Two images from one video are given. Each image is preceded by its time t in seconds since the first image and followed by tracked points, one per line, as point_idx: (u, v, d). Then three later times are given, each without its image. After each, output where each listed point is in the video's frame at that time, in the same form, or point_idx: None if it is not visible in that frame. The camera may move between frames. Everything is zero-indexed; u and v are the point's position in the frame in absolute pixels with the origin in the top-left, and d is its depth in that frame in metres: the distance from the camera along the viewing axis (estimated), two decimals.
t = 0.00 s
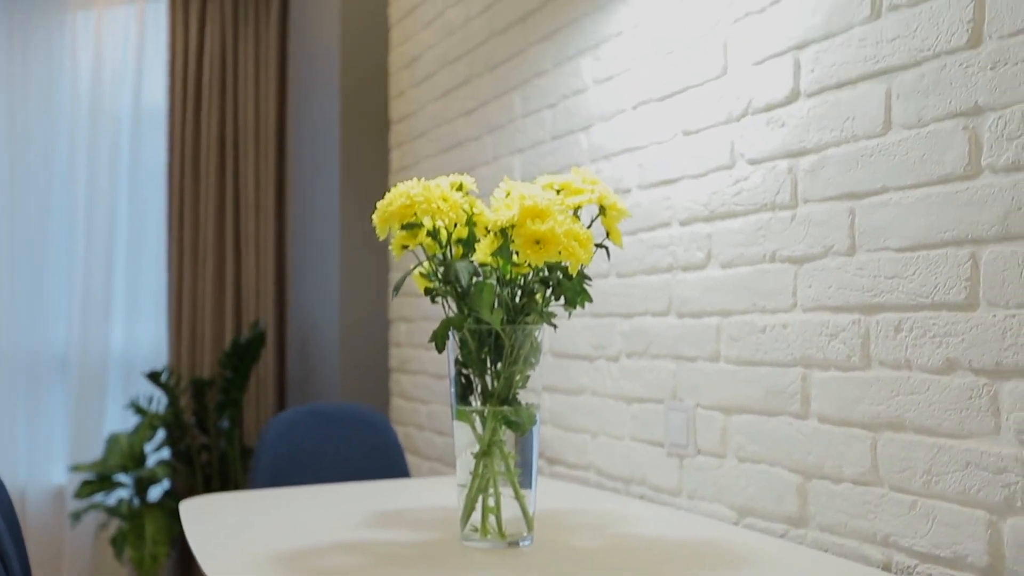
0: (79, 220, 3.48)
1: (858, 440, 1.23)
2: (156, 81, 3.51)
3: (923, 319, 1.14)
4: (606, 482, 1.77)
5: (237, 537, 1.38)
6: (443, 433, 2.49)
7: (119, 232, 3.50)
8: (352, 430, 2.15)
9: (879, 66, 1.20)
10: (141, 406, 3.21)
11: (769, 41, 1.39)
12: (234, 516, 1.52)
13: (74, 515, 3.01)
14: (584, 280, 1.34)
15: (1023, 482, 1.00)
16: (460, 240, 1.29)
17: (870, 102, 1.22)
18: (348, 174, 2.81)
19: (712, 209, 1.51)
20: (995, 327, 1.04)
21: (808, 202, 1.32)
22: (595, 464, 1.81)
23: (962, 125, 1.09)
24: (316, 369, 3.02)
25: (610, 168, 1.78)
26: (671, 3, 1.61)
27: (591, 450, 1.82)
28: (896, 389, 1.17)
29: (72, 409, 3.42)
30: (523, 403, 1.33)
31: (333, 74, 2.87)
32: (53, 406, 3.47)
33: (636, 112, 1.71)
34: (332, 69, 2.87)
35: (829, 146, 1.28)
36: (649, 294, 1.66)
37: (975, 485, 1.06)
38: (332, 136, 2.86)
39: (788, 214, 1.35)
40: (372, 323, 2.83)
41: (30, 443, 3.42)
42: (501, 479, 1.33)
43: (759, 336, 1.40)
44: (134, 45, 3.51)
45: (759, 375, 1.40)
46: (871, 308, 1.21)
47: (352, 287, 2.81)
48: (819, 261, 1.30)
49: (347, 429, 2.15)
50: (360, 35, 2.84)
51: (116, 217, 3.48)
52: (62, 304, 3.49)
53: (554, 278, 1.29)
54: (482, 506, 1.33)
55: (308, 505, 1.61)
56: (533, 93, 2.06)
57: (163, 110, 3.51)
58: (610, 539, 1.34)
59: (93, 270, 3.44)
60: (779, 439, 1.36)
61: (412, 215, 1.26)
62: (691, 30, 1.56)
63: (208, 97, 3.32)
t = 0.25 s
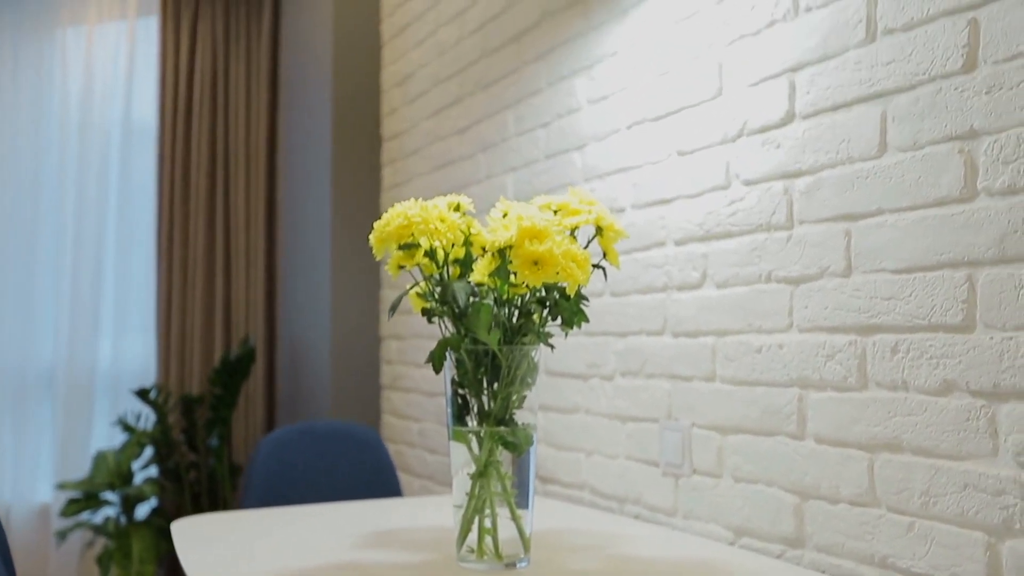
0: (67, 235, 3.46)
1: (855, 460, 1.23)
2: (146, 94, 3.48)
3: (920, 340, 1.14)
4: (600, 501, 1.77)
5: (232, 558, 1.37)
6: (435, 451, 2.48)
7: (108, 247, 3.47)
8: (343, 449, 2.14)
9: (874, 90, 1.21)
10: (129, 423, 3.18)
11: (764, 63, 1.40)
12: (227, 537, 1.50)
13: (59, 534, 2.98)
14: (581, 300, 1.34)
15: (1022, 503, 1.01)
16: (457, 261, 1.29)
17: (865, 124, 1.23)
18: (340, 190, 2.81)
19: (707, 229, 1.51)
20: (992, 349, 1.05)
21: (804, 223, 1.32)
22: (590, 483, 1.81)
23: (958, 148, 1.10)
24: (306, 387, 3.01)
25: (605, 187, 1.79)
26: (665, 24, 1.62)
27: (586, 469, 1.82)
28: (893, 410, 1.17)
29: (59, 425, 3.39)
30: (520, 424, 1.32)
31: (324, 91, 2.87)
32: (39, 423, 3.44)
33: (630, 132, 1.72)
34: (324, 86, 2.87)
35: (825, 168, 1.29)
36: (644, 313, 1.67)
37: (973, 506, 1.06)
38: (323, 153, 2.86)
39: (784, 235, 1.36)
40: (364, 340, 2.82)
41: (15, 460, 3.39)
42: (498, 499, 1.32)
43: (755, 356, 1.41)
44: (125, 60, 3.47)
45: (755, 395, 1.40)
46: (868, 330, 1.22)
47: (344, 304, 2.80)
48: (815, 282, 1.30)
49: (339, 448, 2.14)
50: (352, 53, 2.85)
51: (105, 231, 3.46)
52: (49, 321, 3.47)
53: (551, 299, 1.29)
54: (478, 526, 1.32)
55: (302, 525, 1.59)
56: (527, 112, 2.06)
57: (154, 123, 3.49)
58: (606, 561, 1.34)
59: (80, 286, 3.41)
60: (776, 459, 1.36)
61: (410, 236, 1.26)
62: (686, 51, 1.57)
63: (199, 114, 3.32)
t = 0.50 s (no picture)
0: (53, 254, 3.44)
1: (854, 485, 1.23)
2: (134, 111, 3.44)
3: (918, 366, 1.15)
4: (595, 524, 1.76)
5: None
6: (426, 472, 2.46)
7: (96, 266, 3.44)
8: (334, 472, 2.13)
9: (870, 116, 1.23)
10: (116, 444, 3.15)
11: (760, 89, 1.41)
12: (219, 563, 1.49)
13: (44, 557, 2.94)
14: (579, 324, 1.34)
15: (1022, 530, 1.01)
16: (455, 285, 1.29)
17: (861, 151, 1.24)
18: (330, 210, 2.80)
19: (702, 253, 1.52)
20: (990, 376, 1.06)
21: (800, 248, 1.33)
22: (584, 506, 1.80)
23: (954, 176, 1.11)
24: (295, 407, 2.99)
25: (599, 210, 1.79)
26: (660, 49, 1.63)
27: (580, 492, 1.81)
28: (891, 435, 1.18)
29: (43, 445, 3.36)
30: (518, 449, 1.32)
31: (315, 111, 2.87)
32: (24, 443, 3.41)
33: (625, 155, 1.72)
34: (314, 106, 2.87)
35: (821, 194, 1.30)
36: (639, 336, 1.67)
37: (973, 532, 1.07)
38: (314, 172, 2.86)
39: (780, 259, 1.37)
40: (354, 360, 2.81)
41: None
42: (495, 525, 1.31)
43: (752, 380, 1.41)
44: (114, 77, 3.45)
45: (752, 419, 1.41)
46: (865, 355, 1.22)
47: (335, 324, 2.78)
48: (812, 307, 1.31)
49: (330, 470, 2.13)
50: (343, 73, 2.85)
51: (92, 250, 3.43)
52: (34, 341, 3.44)
53: (549, 323, 1.29)
54: (475, 552, 1.31)
55: (295, 550, 1.58)
56: (520, 134, 2.07)
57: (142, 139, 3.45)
58: None
59: (67, 304, 3.39)
60: (773, 483, 1.36)
61: (408, 260, 1.26)
62: (681, 76, 1.58)
63: (188, 133, 3.31)
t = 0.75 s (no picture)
0: (41, 271, 3.43)
1: (853, 508, 1.23)
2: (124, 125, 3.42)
3: (917, 389, 1.15)
4: (591, 545, 1.76)
5: None
6: (418, 491, 2.45)
7: (85, 283, 3.41)
8: (328, 492, 2.12)
9: (868, 141, 1.23)
10: (105, 463, 3.12)
11: (757, 112, 1.42)
12: None
13: None
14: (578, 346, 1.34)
15: (1023, 554, 1.01)
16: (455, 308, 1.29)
17: (860, 175, 1.24)
18: (323, 228, 2.79)
19: (700, 275, 1.52)
20: (991, 400, 1.06)
21: (798, 270, 1.34)
22: (580, 527, 1.79)
23: (953, 201, 1.12)
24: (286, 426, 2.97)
25: (595, 231, 1.80)
26: (656, 71, 1.64)
27: (576, 512, 1.81)
28: (891, 458, 1.18)
29: (31, 464, 3.33)
30: (518, 472, 1.31)
31: (307, 129, 2.87)
32: (11, 461, 3.38)
33: (621, 176, 1.73)
34: (307, 125, 2.87)
35: (819, 217, 1.31)
36: (636, 357, 1.67)
37: (974, 556, 1.07)
38: (306, 190, 2.85)
39: (778, 282, 1.37)
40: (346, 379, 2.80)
41: None
42: (495, 549, 1.31)
43: (750, 402, 1.41)
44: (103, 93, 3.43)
45: (750, 441, 1.41)
46: (864, 378, 1.23)
47: (328, 342, 2.77)
48: (810, 329, 1.31)
49: (324, 491, 2.11)
50: (335, 91, 2.85)
51: (81, 267, 3.41)
52: (21, 360, 3.42)
53: (549, 346, 1.29)
54: None
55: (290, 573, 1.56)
56: (514, 154, 2.07)
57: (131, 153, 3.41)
58: None
59: (55, 322, 3.37)
60: (772, 506, 1.36)
61: (408, 283, 1.26)
62: (677, 98, 1.58)
63: (178, 150, 3.30)
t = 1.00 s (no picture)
0: (29, 291, 3.40)
1: (854, 535, 1.23)
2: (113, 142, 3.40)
3: (918, 417, 1.16)
4: (588, 570, 1.75)
5: None
6: (412, 515, 2.43)
7: (73, 304, 3.39)
8: (321, 516, 2.10)
9: (866, 169, 1.24)
10: (92, 486, 3.08)
11: (754, 139, 1.43)
12: None
13: None
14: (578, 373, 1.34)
15: None
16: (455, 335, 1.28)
17: (858, 203, 1.25)
18: (315, 249, 2.78)
19: (697, 300, 1.53)
20: (992, 429, 1.06)
21: (797, 297, 1.34)
22: (577, 552, 1.79)
23: (952, 230, 1.13)
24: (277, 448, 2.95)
25: (591, 255, 1.80)
26: (652, 97, 1.65)
27: (572, 537, 1.80)
28: (892, 486, 1.18)
29: (17, 487, 3.30)
30: (517, 499, 1.31)
31: (299, 150, 2.87)
32: None
33: (617, 201, 1.73)
34: (299, 146, 2.87)
35: (818, 244, 1.31)
36: (633, 382, 1.67)
37: None
38: (298, 212, 2.84)
39: (777, 308, 1.37)
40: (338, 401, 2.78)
41: None
42: None
43: (749, 428, 1.41)
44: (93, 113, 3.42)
45: (749, 468, 1.41)
46: (864, 405, 1.23)
47: (320, 364, 2.75)
48: (809, 356, 1.32)
49: (317, 515, 2.10)
50: (328, 113, 2.85)
51: (70, 288, 3.38)
52: (8, 382, 3.39)
53: (548, 373, 1.29)
54: None
55: None
56: (509, 178, 2.08)
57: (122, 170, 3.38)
58: None
59: (42, 343, 3.35)
60: (772, 532, 1.36)
61: (408, 310, 1.25)
62: (674, 124, 1.59)
63: (169, 171, 3.29)
